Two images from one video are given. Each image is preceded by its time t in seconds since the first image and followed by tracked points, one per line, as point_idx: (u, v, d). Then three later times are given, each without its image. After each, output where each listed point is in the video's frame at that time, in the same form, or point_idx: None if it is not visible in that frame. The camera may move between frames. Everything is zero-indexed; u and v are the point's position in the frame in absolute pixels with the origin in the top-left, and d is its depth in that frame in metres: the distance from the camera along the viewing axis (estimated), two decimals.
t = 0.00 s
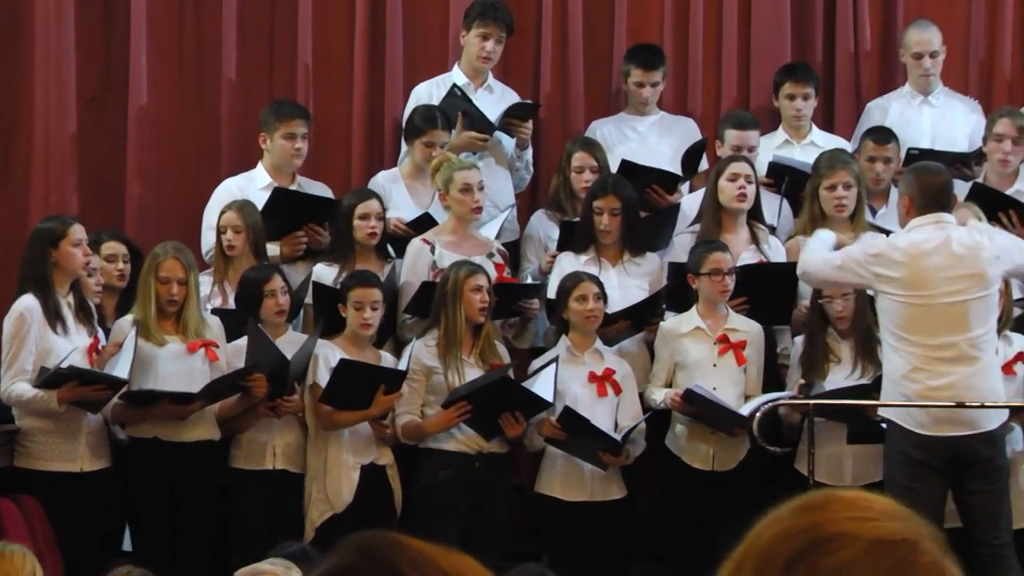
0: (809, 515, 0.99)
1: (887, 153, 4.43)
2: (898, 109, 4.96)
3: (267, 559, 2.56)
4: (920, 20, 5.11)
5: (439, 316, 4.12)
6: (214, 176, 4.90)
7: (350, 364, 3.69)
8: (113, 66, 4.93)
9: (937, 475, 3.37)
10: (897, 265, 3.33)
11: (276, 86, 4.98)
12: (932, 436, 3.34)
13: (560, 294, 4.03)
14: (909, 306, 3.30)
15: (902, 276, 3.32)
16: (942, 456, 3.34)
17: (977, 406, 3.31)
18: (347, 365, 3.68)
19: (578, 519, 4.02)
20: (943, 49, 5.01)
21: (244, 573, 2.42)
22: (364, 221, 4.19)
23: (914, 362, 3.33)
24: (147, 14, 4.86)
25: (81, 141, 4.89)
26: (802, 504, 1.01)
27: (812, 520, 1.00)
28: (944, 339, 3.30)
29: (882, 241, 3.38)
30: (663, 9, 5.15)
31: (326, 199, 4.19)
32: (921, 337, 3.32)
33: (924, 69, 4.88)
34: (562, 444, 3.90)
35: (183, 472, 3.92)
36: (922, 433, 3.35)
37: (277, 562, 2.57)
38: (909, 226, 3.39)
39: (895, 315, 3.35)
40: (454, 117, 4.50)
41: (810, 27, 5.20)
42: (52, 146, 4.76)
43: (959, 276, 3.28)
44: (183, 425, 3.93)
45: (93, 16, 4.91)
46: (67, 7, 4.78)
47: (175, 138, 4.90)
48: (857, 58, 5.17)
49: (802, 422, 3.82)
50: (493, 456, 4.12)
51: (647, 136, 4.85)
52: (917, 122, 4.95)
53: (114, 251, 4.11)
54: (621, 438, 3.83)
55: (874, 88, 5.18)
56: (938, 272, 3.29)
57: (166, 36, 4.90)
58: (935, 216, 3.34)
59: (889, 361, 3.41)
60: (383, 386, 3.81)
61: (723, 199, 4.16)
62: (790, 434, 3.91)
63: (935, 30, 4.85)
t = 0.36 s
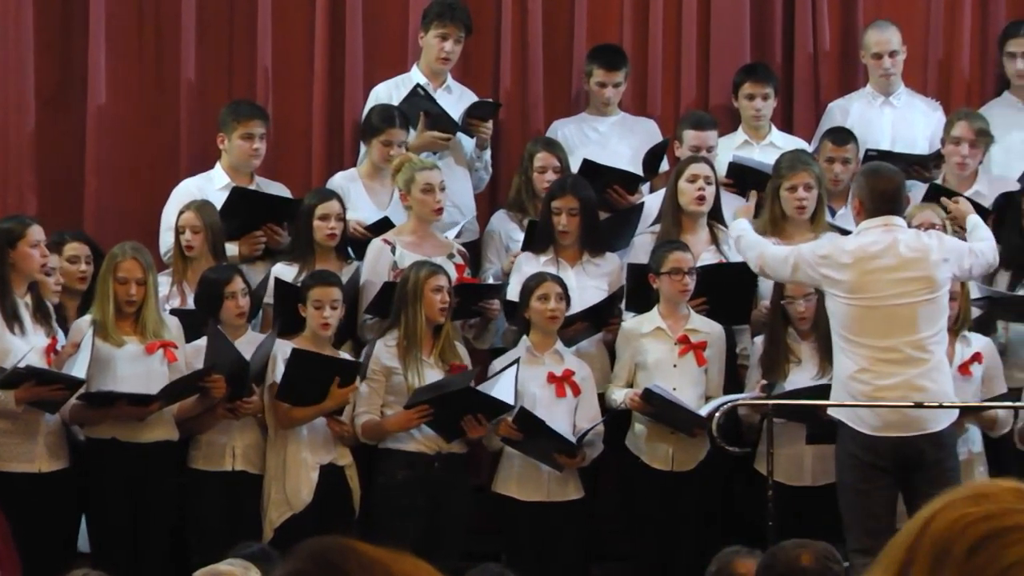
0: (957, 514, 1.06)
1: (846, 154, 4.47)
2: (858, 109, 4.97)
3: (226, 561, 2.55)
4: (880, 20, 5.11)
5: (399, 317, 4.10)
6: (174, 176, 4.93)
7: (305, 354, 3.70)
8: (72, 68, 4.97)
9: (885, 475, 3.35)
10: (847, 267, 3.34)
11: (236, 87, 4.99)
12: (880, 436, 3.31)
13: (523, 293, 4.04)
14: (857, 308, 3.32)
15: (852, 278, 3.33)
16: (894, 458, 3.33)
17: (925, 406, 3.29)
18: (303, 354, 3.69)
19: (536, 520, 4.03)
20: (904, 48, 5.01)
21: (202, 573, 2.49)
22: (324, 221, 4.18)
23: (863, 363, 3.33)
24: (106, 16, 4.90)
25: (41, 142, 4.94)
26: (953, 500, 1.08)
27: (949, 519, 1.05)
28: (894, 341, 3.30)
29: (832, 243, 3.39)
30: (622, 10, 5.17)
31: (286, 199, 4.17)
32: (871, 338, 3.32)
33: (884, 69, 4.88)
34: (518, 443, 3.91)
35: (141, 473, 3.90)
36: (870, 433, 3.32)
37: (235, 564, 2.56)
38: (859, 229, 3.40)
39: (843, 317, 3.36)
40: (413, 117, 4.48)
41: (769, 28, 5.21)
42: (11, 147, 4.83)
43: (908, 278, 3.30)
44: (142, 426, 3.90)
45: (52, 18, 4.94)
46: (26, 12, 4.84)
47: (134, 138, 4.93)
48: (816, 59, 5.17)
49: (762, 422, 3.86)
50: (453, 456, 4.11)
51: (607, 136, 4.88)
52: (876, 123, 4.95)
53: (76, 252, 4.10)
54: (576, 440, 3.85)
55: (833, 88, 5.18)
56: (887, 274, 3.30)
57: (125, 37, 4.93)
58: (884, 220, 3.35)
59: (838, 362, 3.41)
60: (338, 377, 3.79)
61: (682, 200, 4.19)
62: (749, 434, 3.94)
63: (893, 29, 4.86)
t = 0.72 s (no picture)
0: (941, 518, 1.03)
1: (806, 159, 4.52)
2: (820, 111, 5.01)
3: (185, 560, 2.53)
4: (842, 21, 5.14)
5: (361, 316, 4.09)
6: (135, 175, 4.94)
7: (266, 355, 3.69)
8: (33, 67, 5.00)
9: (849, 475, 3.40)
10: (815, 268, 3.38)
11: (197, 87, 5.00)
12: (845, 435, 3.36)
13: (489, 293, 4.06)
14: (820, 310, 3.37)
15: (820, 280, 3.37)
16: (855, 458, 3.38)
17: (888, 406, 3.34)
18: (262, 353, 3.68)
19: (499, 519, 4.04)
20: (864, 49, 5.05)
21: None
22: (288, 221, 4.16)
23: (828, 363, 3.38)
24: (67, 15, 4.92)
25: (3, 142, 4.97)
26: (940, 502, 1.04)
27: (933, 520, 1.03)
28: (858, 342, 3.35)
29: (801, 243, 3.42)
30: (583, 10, 5.19)
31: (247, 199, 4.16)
32: (836, 339, 3.37)
33: (845, 68, 4.91)
34: (480, 444, 3.92)
35: (103, 473, 3.90)
36: (835, 432, 3.37)
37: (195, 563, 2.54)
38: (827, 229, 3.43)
39: (807, 317, 3.41)
40: (376, 117, 4.46)
41: (730, 29, 5.24)
42: None
43: (874, 281, 3.34)
44: (104, 426, 3.89)
45: (13, 18, 4.98)
46: None
47: (95, 137, 4.94)
48: (778, 57, 5.20)
49: (724, 422, 3.88)
50: (416, 457, 4.08)
51: (569, 136, 4.91)
52: (837, 124, 4.99)
53: (42, 250, 4.07)
54: (537, 441, 3.87)
55: (793, 88, 5.20)
56: (853, 276, 3.34)
57: (86, 37, 4.94)
58: (852, 222, 3.38)
59: (804, 361, 3.46)
60: (295, 378, 3.79)
61: (645, 200, 4.21)
62: (711, 434, 3.98)
63: (854, 29, 4.90)
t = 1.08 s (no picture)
0: (1014, 494, 1.17)
1: (771, 161, 4.51)
2: (783, 112, 5.03)
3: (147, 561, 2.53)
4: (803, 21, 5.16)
5: (323, 317, 4.09)
6: (96, 175, 4.92)
7: (229, 359, 3.69)
8: None
9: (812, 477, 3.43)
10: (782, 270, 3.41)
11: (159, 86, 4.98)
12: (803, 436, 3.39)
13: (456, 292, 4.06)
14: (787, 312, 3.39)
15: (786, 281, 3.40)
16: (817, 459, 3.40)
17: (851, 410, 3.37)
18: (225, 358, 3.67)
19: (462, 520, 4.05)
20: (826, 51, 5.09)
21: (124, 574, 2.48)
22: (250, 221, 4.16)
23: (794, 365, 3.41)
24: (28, 13, 4.90)
25: None
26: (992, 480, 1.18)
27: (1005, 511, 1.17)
28: (825, 345, 3.38)
29: (769, 245, 3.45)
30: (545, 10, 5.20)
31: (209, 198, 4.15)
32: (802, 342, 3.40)
33: (807, 68, 4.94)
34: (445, 444, 3.92)
35: (65, 473, 3.89)
36: (795, 434, 3.40)
37: (157, 564, 2.54)
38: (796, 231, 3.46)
39: (775, 319, 3.44)
40: (339, 117, 4.44)
41: (692, 30, 5.27)
42: None
43: (841, 284, 3.36)
44: (65, 427, 3.89)
45: None
46: None
47: (57, 136, 4.93)
48: (739, 58, 5.23)
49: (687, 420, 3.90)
50: (379, 456, 4.10)
51: (532, 137, 4.92)
52: (800, 125, 5.01)
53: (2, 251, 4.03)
54: (503, 441, 3.87)
55: (755, 89, 5.23)
56: (820, 279, 3.37)
57: (48, 35, 4.93)
58: (821, 223, 3.41)
59: (771, 363, 3.48)
60: (261, 380, 3.77)
61: (609, 201, 4.22)
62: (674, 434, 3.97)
63: (816, 29, 4.93)
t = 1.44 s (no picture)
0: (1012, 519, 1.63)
1: (734, 153, 4.51)
2: (745, 113, 5.04)
3: (109, 562, 2.52)
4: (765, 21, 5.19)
5: (286, 318, 4.08)
6: (58, 174, 4.90)
7: (192, 363, 3.66)
8: None
9: (774, 476, 3.45)
10: (747, 277, 3.42)
11: (121, 85, 4.97)
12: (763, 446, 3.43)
13: (421, 293, 4.05)
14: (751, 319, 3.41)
15: (752, 288, 3.42)
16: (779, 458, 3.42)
17: (816, 418, 3.40)
18: (188, 360, 3.65)
19: (424, 520, 4.05)
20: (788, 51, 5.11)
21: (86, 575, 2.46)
22: (211, 221, 4.14)
23: (758, 371, 3.43)
24: None
25: None
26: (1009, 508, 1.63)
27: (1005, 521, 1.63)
28: (789, 352, 3.40)
29: (734, 251, 3.46)
30: (508, 10, 5.21)
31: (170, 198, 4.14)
32: (766, 348, 3.42)
33: (769, 69, 4.96)
34: (409, 444, 3.91)
35: (26, 473, 3.89)
36: (756, 442, 3.43)
37: (120, 565, 2.54)
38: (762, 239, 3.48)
39: (739, 326, 3.46)
40: (301, 118, 4.46)
41: (655, 30, 5.28)
42: None
43: (806, 291, 3.39)
44: (27, 428, 3.89)
45: None
46: None
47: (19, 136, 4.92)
48: (701, 58, 5.25)
49: (649, 419, 3.93)
50: (341, 457, 4.09)
51: (495, 137, 4.93)
52: (762, 126, 5.02)
53: None
54: (468, 440, 3.87)
55: (717, 90, 5.25)
56: (786, 285, 3.40)
57: (9, 35, 4.91)
58: (787, 230, 3.44)
59: (734, 369, 3.50)
60: (224, 382, 3.77)
61: (572, 201, 4.22)
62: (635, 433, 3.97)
63: (778, 30, 4.95)
